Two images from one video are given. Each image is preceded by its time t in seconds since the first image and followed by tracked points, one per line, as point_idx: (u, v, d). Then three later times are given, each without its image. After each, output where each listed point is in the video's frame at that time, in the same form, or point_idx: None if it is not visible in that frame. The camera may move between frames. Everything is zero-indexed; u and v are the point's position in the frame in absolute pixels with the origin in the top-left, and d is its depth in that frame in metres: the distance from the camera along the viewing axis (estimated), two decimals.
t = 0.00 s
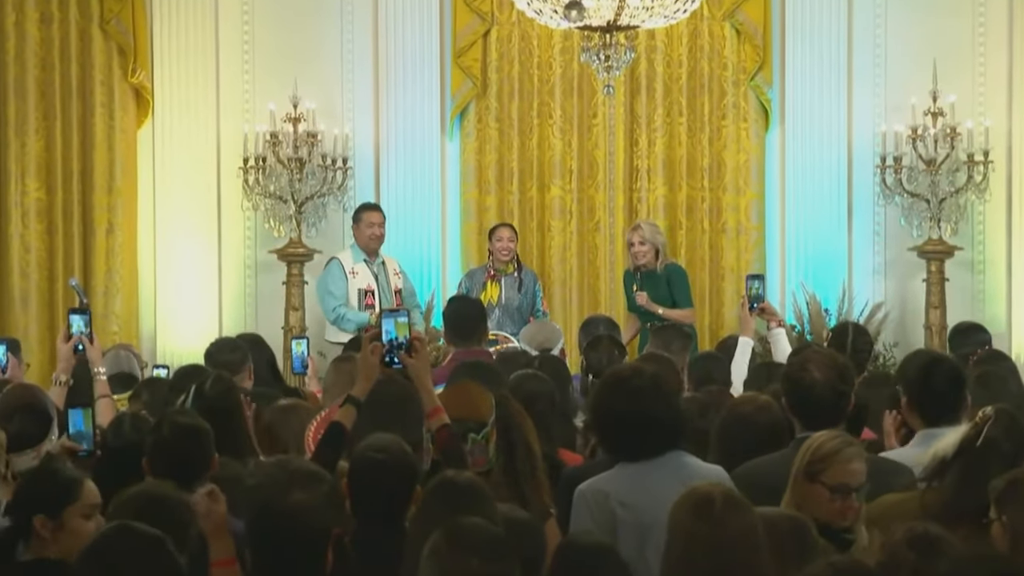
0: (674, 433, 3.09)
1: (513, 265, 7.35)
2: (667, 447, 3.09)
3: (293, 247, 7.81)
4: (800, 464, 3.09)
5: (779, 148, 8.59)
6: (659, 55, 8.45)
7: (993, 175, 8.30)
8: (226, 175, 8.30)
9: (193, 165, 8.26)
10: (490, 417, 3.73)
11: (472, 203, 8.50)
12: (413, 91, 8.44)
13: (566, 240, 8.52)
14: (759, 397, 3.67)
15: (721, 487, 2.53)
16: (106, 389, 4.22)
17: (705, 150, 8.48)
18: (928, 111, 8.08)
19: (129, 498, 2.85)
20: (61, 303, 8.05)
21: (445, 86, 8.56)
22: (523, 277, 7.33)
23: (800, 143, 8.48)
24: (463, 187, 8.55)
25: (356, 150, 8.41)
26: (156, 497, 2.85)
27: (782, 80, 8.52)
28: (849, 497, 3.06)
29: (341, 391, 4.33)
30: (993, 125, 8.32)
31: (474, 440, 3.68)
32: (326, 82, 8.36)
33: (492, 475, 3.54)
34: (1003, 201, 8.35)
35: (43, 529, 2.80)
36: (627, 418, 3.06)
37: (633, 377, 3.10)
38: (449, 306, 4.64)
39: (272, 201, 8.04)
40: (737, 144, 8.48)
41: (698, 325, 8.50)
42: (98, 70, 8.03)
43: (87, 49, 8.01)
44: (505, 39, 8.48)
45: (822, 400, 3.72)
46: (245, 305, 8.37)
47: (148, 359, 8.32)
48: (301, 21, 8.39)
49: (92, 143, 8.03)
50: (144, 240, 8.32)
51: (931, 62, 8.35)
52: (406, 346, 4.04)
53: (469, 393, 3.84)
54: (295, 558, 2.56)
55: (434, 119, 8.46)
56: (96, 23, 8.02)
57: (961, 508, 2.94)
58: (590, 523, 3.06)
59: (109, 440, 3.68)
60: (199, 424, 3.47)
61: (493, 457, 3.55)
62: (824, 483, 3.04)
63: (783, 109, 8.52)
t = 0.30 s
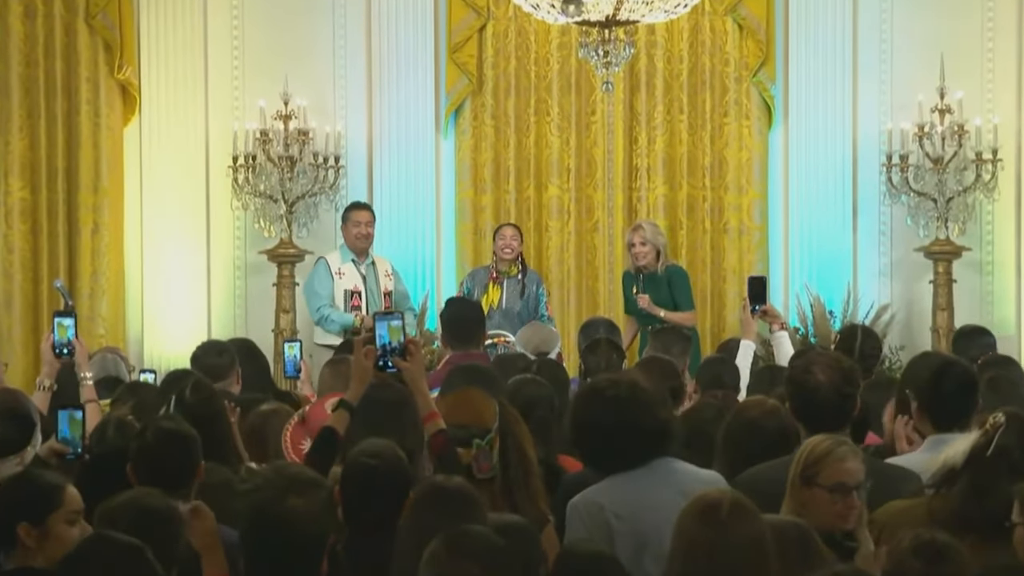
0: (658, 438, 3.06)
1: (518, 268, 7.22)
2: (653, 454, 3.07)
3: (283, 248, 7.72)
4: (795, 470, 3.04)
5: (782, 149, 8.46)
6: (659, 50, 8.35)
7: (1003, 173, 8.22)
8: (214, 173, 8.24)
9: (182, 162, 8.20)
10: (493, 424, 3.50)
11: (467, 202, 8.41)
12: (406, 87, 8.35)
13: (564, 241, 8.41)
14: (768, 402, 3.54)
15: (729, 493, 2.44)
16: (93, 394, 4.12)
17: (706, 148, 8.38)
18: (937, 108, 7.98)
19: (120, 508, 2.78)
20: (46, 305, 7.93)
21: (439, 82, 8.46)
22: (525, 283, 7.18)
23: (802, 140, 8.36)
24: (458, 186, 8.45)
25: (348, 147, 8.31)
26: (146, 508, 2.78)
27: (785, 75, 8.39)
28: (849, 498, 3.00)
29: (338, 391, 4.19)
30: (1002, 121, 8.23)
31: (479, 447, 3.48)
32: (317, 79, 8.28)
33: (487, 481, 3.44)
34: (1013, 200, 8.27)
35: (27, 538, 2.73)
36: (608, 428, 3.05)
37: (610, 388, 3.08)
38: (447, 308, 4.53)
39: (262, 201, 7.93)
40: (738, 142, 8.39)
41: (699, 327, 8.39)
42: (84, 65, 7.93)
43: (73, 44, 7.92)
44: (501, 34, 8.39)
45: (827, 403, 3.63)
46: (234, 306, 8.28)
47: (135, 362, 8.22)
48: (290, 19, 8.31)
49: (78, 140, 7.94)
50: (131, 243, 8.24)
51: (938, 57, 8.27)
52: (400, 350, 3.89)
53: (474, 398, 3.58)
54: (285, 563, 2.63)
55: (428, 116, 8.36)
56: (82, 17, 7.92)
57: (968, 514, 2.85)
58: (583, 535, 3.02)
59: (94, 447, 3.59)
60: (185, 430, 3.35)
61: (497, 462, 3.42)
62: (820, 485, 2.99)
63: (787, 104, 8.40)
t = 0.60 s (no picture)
0: (651, 446, 2.95)
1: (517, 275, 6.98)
2: (647, 461, 2.96)
3: (274, 247, 7.62)
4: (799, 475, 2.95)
5: (787, 143, 8.35)
6: (659, 44, 8.24)
7: (1013, 170, 8.08)
8: (203, 170, 8.12)
9: (169, 160, 8.09)
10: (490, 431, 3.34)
11: (463, 200, 8.27)
12: (399, 82, 8.25)
13: (563, 240, 8.31)
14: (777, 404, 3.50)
15: (739, 499, 2.33)
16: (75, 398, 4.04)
17: (709, 144, 8.25)
18: (946, 103, 7.79)
19: (103, 515, 2.72)
20: (29, 306, 7.82)
21: (435, 78, 8.34)
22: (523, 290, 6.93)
23: (807, 136, 8.25)
24: (454, 183, 8.32)
25: (340, 144, 8.23)
26: (130, 514, 2.73)
27: (791, 73, 8.29)
28: (858, 494, 2.91)
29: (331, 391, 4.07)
30: (1012, 118, 8.09)
31: (475, 453, 3.34)
32: (308, 74, 8.19)
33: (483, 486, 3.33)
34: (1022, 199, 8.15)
35: (30, 545, 2.72)
36: (598, 437, 2.95)
37: (599, 396, 2.97)
38: (443, 309, 4.41)
39: (252, 198, 7.82)
40: (742, 138, 8.24)
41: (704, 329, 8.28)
42: (68, 59, 7.83)
43: (56, 37, 7.81)
44: (497, 27, 8.26)
45: (833, 405, 3.52)
46: (223, 306, 8.17)
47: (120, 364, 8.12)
48: (281, 13, 8.21)
49: (62, 135, 7.84)
50: (117, 245, 8.13)
51: (947, 51, 8.16)
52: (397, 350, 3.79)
53: (472, 404, 3.40)
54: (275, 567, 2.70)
55: (422, 113, 8.26)
56: (66, 10, 7.81)
57: (977, 524, 2.63)
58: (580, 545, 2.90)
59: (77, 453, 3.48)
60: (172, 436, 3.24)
61: (492, 469, 3.28)
62: (826, 484, 2.91)
63: (792, 98, 8.30)
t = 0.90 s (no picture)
0: (649, 452, 2.83)
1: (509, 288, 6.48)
2: (647, 467, 2.84)
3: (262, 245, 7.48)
4: (804, 482, 2.83)
5: (792, 139, 8.16)
6: (660, 37, 8.11)
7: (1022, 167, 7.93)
8: (188, 167, 8.02)
9: (154, 157, 8.00)
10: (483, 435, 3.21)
11: (457, 198, 8.17)
12: (390, 75, 8.13)
13: (560, 240, 8.19)
14: (785, 409, 3.42)
15: (744, 506, 2.21)
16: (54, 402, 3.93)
17: (711, 139, 8.13)
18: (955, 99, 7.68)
19: (86, 523, 2.59)
20: (8, 308, 7.75)
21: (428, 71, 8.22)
22: (510, 309, 6.47)
23: (812, 131, 8.08)
24: (447, 181, 8.21)
25: (330, 139, 8.11)
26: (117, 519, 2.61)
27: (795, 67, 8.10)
28: (865, 499, 2.77)
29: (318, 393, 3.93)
30: None
31: (466, 458, 3.19)
32: (297, 67, 8.07)
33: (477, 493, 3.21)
34: None
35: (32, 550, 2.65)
36: (594, 444, 2.83)
37: (596, 402, 2.85)
38: (436, 311, 4.29)
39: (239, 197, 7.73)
40: (745, 134, 8.09)
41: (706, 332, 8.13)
42: (48, 53, 7.73)
43: (37, 31, 7.71)
44: (492, 19, 8.12)
45: (839, 409, 3.40)
46: (210, 305, 8.07)
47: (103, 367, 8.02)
48: (271, 5, 8.09)
49: (42, 130, 7.76)
50: (99, 243, 8.05)
51: (957, 45, 7.95)
52: (392, 350, 3.57)
53: (466, 407, 3.29)
54: None
55: (415, 108, 8.14)
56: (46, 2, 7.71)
57: (987, 534, 2.43)
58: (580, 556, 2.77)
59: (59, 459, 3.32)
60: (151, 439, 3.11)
61: (484, 475, 3.14)
62: (832, 489, 2.78)
63: (796, 93, 8.12)
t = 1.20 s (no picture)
0: (648, 458, 2.70)
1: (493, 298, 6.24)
2: (645, 474, 2.71)
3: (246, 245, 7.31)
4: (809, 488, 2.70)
5: (795, 134, 8.04)
6: (659, 29, 7.99)
7: None
8: (170, 164, 7.87)
9: (133, 151, 7.85)
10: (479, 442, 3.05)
11: (449, 196, 8.04)
12: (381, 69, 7.98)
13: (556, 239, 8.05)
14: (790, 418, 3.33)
15: (741, 516, 2.08)
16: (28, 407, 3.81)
17: (711, 134, 8.00)
18: (965, 92, 7.43)
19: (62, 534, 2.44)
20: None
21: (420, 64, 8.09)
22: (496, 318, 6.23)
23: (818, 125, 7.92)
24: (439, 178, 8.08)
25: (317, 135, 7.95)
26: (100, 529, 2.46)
27: (799, 59, 8.00)
28: (872, 505, 2.64)
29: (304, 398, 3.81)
30: None
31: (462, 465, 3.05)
32: (282, 61, 7.93)
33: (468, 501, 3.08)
34: None
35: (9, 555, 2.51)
36: (594, 449, 2.70)
37: (597, 405, 2.71)
38: (423, 313, 4.16)
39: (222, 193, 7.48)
40: (748, 130, 7.99)
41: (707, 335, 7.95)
42: (24, 44, 7.54)
43: (13, 22, 7.52)
44: (485, 11, 8.00)
45: (844, 414, 3.26)
46: (192, 307, 7.92)
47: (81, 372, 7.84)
48: None
49: (18, 128, 7.55)
50: (78, 238, 7.87)
51: (967, 35, 7.77)
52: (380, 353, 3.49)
53: (459, 413, 3.13)
54: None
55: (407, 102, 7.99)
56: None
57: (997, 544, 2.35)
58: (579, 564, 2.66)
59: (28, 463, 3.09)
60: (119, 442, 2.91)
61: (480, 483, 2.99)
62: (838, 494, 2.65)
63: (800, 90, 8.00)
